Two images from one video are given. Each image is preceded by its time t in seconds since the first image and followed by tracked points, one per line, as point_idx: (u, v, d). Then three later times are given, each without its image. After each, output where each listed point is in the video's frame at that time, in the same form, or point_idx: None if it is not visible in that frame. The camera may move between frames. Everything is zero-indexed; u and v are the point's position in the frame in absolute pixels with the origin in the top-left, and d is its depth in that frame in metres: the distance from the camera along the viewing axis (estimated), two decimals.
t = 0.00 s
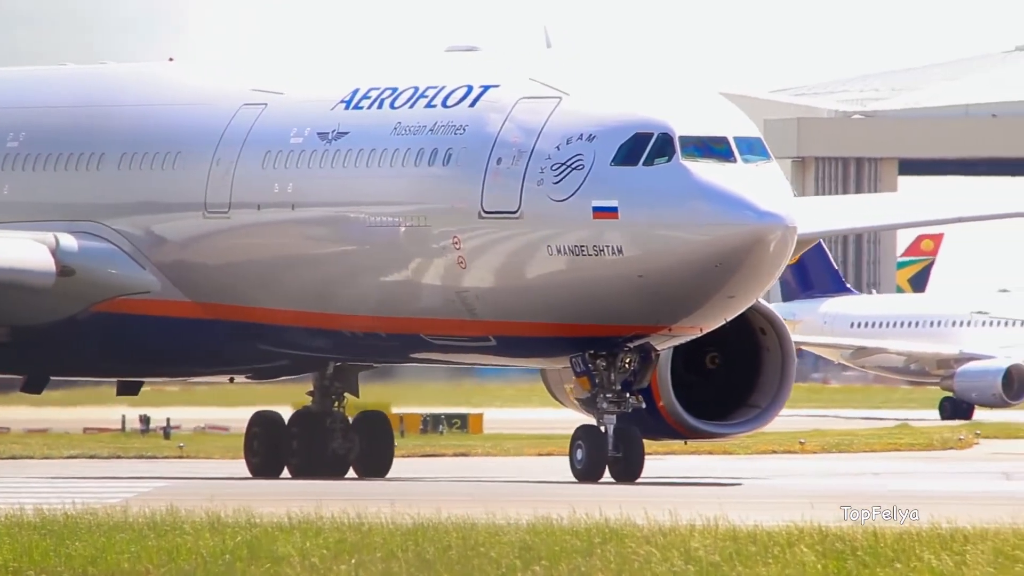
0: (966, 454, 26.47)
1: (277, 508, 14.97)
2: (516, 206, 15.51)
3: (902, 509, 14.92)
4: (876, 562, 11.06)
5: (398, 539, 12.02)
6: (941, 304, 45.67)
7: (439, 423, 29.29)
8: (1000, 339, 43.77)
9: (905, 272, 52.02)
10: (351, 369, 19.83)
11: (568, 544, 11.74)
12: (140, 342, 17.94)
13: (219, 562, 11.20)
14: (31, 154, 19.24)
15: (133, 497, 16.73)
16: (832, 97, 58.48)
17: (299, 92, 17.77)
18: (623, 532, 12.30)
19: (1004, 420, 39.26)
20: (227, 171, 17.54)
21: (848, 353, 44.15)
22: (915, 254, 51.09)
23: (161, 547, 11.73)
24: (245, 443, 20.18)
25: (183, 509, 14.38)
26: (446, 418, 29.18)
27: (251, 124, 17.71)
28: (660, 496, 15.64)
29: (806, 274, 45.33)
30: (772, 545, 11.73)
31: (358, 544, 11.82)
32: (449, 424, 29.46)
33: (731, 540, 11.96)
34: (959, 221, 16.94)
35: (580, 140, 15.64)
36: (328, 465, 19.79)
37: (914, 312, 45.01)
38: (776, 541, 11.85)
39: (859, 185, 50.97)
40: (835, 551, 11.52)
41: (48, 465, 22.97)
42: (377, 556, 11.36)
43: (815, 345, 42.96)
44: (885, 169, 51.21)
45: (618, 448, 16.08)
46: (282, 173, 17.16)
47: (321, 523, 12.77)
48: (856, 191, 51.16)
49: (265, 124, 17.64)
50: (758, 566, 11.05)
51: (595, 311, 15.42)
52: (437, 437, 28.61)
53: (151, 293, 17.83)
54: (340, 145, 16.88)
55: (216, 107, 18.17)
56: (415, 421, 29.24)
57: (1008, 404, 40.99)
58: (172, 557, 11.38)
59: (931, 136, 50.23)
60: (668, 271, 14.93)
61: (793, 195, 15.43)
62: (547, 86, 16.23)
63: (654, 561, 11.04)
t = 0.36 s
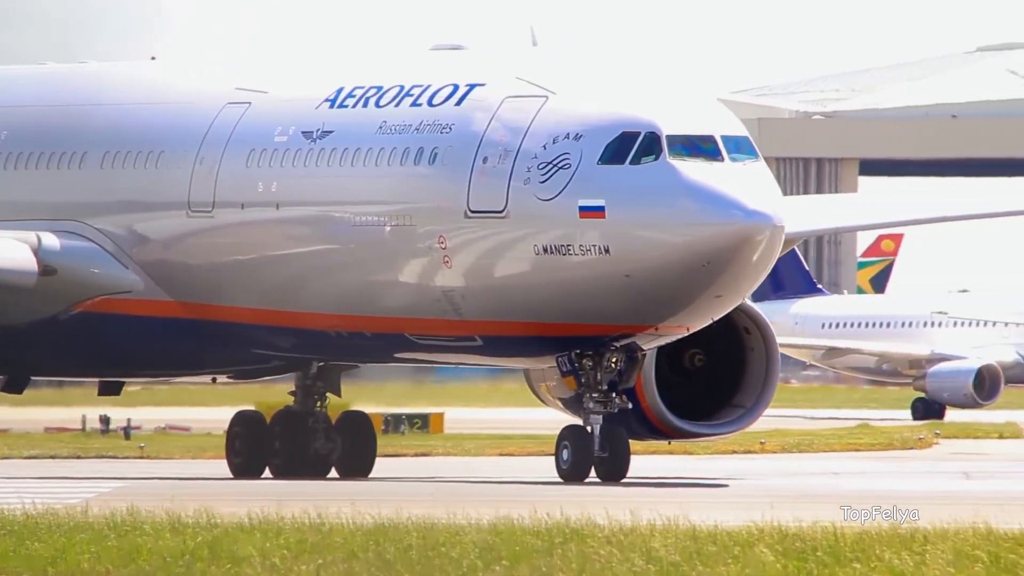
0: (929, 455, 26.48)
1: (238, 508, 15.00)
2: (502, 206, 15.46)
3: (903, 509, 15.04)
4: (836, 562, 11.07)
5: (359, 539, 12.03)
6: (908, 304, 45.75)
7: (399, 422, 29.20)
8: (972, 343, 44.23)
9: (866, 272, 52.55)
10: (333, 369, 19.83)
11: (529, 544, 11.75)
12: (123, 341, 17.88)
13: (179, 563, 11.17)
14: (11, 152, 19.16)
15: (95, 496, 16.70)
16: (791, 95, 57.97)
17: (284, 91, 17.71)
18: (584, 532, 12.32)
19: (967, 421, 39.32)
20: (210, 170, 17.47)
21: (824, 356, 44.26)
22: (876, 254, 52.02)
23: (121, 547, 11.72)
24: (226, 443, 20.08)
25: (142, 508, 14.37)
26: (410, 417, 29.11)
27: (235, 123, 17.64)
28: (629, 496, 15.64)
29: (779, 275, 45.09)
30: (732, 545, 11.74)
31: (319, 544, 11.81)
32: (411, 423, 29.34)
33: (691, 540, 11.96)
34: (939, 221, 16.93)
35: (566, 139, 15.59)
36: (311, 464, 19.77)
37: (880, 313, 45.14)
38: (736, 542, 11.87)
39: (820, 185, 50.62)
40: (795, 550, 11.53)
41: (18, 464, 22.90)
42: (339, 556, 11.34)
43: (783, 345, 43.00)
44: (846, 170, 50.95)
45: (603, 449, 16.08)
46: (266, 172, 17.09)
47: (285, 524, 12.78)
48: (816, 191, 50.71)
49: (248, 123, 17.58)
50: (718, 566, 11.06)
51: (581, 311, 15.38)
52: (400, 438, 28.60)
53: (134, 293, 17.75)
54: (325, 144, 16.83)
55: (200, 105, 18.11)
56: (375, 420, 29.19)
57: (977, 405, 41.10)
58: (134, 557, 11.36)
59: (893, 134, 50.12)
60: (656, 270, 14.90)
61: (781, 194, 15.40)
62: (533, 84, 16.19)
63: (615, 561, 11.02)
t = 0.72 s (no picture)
0: (894, 456, 26.46)
1: (205, 508, 15.02)
2: (491, 204, 15.39)
3: (903, 509, 15.18)
4: (804, 561, 11.08)
5: (326, 539, 12.02)
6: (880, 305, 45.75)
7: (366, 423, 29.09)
8: (948, 342, 44.78)
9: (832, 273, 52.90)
10: (319, 369, 19.87)
11: (497, 544, 11.75)
12: (110, 340, 17.85)
13: (146, 563, 11.12)
14: None
15: (60, 497, 16.66)
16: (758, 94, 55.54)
17: (270, 89, 17.65)
18: (551, 532, 12.32)
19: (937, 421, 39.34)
20: (196, 168, 17.39)
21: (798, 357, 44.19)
22: (843, 254, 52.52)
23: (88, 547, 11.67)
24: (212, 445, 20.02)
25: (109, 509, 14.38)
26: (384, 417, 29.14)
27: (220, 122, 17.57)
28: (600, 496, 15.62)
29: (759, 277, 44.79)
30: (699, 544, 11.75)
31: (286, 544, 11.80)
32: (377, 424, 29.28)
33: (658, 540, 11.96)
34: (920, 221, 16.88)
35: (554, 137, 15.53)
36: (297, 464, 19.80)
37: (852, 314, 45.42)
38: (703, 542, 11.88)
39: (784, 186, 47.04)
40: (763, 551, 11.54)
41: None
42: (307, 556, 11.31)
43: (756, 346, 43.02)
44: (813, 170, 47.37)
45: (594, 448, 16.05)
46: (252, 170, 17.00)
47: (253, 524, 12.80)
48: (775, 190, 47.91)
49: (234, 121, 17.51)
50: (686, 566, 11.05)
51: (570, 310, 15.32)
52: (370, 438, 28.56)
53: (118, 291, 17.67)
54: (312, 142, 16.76)
55: (186, 103, 18.04)
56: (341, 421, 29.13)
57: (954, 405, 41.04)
58: (101, 557, 11.29)
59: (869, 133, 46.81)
60: (646, 269, 14.85)
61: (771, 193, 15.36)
62: (521, 82, 16.13)
63: (584, 561, 10.99)
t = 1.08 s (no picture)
0: (863, 455, 26.40)
1: (175, 508, 15.00)
2: (486, 204, 15.34)
3: (904, 509, 15.15)
4: (774, 562, 11.09)
5: (297, 539, 12.01)
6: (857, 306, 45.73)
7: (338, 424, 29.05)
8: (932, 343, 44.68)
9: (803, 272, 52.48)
10: (310, 368, 19.87)
11: (468, 544, 11.74)
12: (103, 341, 17.77)
13: (117, 563, 11.09)
14: None
15: (31, 496, 16.63)
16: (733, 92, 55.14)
17: (263, 89, 17.59)
18: (522, 532, 12.33)
19: (911, 422, 39.34)
20: (188, 167, 17.32)
21: (783, 357, 44.13)
22: (813, 254, 51.95)
23: (58, 547, 11.64)
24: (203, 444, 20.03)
25: (79, 509, 14.34)
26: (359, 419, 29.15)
27: (212, 121, 17.51)
28: (578, 496, 15.61)
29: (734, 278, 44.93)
30: (670, 545, 11.74)
31: (257, 544, 11.78)
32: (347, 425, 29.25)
33: (628, 540, 11.95)
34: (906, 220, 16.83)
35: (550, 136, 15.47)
36: (288, 464, 19.80)
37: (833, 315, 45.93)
38: (674, 542, 11.87)
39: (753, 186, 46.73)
40: (733, 551, 11.55)
41: None
42: (277, 556, 11.29)
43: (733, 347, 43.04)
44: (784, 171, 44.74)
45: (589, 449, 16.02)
46: (245, 169, 16.95)
47: (225, 524, 12.79)
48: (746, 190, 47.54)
49: (226, 121, 17.45)
50: (656, 566, 11.03)
51: (566, 310, 15.31)
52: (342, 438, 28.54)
53: (110, 291, 17.63)
54: (306, 141, 16.69)
55: (179, 103, 17.98)
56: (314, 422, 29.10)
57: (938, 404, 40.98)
58: (71, 557, 11.27)
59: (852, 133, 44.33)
60: (643, 269, 14.82)
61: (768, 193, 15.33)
62: (517, 81, 16.08)
63: (554, 561, 10.98)
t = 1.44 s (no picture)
0: (832, 456, 26.37)
1: (147, 509, 14.99)
2: (482, 203, 15.27)
3: (904, 509, 15.13)
4: (745, 563, 11.08)
5: (267, 539, 11.99)
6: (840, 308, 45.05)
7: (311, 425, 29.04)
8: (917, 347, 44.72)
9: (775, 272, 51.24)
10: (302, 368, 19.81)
11: (439, 544, 11.72)
12: (99, 339, 17.71)
13: (88, 563, 11.06)
14: None
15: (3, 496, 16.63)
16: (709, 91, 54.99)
17: (257, 87, 17.52)
18: (492, 532, 12.33)
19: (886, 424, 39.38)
20: (181, 166, 17.23)
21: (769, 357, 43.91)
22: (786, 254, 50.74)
23: (27, 548, 11.60)
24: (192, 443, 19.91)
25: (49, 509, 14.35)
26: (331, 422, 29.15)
27: (206, 120, 17.43)
28: (559, 498, 15.57)
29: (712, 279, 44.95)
30: (641, 545, 11.73)
31: (228, 545, 11.76)
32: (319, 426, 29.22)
33: (599, 540, 11.94)
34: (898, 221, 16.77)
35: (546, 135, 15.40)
36: (279, 464, 19.76)
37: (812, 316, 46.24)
38: (644, 542, 11.86)
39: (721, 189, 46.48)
40: (704, 551, 11.53)
41: None
42: (248, 556, 11.25)
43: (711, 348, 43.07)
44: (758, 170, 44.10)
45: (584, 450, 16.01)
46: (240, 169, 16.87)
47: (192, 525, 12.76)
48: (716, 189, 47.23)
49: (220, 119, 17.38)
50: (627, 566, 11.03)
51: (563, 310, 15.26)
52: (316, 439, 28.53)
53: (103, 290, 17.56)
54: (300, 140, 16.63)
55: (172, 102, 17.91)
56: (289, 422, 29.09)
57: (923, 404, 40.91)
58: (42, 558, 11.22)
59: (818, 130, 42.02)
60: (640, 269, 14.76)
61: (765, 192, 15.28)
62: (514, 80, 16.02)
63: (525, 561, 10.97)
